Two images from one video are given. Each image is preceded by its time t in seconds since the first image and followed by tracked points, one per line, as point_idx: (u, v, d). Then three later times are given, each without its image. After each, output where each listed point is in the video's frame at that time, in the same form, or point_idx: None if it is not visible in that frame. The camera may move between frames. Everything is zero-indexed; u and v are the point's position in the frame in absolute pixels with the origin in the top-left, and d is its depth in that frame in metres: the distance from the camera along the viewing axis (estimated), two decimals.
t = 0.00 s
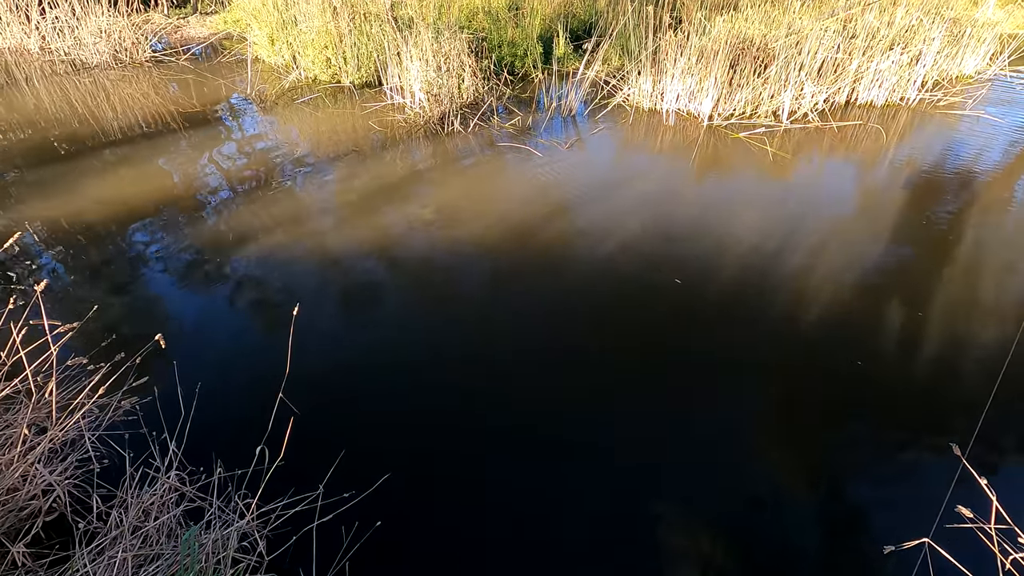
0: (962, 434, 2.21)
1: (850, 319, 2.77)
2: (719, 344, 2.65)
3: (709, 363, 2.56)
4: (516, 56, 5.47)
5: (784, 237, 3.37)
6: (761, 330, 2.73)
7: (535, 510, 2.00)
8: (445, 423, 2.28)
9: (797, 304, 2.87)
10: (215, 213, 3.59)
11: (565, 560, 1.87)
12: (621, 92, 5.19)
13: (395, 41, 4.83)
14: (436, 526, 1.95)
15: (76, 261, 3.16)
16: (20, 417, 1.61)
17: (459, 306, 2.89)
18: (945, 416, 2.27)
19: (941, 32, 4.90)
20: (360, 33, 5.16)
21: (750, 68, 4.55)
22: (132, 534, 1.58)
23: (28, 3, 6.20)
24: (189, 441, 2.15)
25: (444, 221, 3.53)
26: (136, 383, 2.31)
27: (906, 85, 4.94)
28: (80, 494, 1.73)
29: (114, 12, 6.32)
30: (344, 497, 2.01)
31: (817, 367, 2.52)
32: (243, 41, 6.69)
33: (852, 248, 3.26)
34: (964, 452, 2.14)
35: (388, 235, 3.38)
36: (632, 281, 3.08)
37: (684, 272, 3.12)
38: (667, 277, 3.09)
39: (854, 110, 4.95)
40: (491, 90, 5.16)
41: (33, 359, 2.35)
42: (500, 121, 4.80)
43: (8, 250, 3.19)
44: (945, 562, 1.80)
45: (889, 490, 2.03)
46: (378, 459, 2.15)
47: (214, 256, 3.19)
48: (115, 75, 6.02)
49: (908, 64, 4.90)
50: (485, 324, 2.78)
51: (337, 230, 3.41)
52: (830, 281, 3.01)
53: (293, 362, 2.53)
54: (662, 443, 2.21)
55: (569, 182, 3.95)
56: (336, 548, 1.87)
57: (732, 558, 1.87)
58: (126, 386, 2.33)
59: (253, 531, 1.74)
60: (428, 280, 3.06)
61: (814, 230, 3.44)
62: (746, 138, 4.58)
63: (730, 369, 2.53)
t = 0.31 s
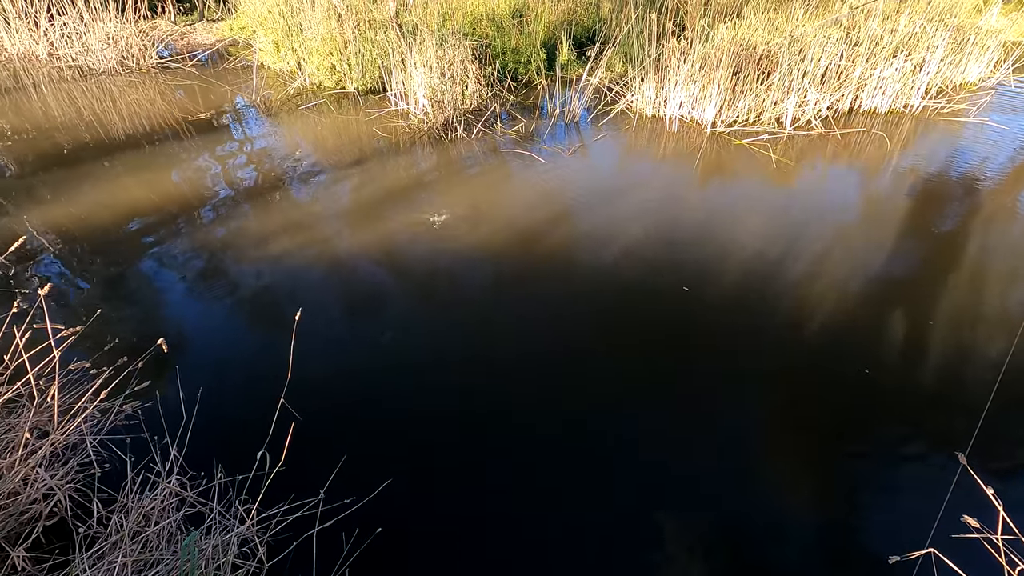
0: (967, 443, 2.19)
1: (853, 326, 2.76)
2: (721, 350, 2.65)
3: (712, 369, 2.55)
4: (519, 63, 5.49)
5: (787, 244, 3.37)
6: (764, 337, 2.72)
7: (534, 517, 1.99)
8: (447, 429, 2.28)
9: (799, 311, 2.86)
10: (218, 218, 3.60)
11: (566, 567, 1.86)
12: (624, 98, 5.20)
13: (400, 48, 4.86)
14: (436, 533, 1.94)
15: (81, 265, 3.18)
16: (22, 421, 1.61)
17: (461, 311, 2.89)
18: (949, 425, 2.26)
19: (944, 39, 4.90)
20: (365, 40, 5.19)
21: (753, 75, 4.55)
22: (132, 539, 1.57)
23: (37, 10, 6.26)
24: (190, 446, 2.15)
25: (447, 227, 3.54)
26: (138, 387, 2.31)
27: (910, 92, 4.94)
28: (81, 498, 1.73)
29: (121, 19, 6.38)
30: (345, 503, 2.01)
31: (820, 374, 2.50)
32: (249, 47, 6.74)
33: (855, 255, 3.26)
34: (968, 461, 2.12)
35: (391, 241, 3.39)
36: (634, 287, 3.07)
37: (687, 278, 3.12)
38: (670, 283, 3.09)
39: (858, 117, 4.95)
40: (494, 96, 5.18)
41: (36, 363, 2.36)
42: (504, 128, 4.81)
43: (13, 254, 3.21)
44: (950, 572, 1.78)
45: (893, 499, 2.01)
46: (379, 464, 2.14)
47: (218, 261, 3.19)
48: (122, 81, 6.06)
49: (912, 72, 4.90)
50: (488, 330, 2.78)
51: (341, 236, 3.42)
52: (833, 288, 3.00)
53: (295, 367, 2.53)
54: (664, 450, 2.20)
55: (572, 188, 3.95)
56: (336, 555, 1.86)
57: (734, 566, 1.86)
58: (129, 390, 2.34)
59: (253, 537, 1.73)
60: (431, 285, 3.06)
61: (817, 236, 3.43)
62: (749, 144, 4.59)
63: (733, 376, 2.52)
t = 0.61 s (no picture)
0: (976, 454, 2.17)
1: (860, 335, 2.74)
2: (727, 358, 2.63)
3: (718, 377, 2.54)
4: (525, 71, 5.51)
5: (793, 252, 3.36)
6: (770, 345, 2.71)
7: (538, 526, 1.98)
8: (451, 436, 2.27)
9: (805, 319, 2.85)
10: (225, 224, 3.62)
11: None
12: (629, 107, 5.21)
13: (406, 57, 4.90)
14: (440, 540, 1.93)
15: (89, 270, 3.20)
16: (28, 425, 1.61)
17: (465, 318, 2.89)
18: (958, 435, 2.24)
19: (950, 49, 4.89)
20: (372, 48, 5.23)
21: (758, 84, 4.56)
22: (135, 545, 1.57)
23: (50, 19, 6.35)
24: (194, 451, 2.16)
25: (452, 234, 3.55)
26: (143, 392, 2.32)
27: (916, 101, 4.93)
28: (86, 503, 1.73)
29: (132, 27, 6.45)
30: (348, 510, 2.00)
31: (827, 383, 2.49)
32: (257, 56, 6.81)
33: (861, 264, 3.24)
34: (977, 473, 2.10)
35: (396, 247, 3.40)
36: (639, 295, 3.07)
37: (693, 286, 3.11)
38: (675, 291, 3.08)
39: (864, 127, 4.94)
40: (500, 104, 5.21)
41: (43, 368, 2.37)
42: (509, 136, 4.83)
43: (21, 259, 3.24)
44: None
45: (901, 510, 1.99)
46: (383, 471, 2.14)
47: (224, 267, 3.21)
48: (131, 88, 6.12)
49: (918, 82, 4.89)
50: (492, 337, 2.78)
51: (346, 242, 3.43)
52: (839, 297, 2.99)
53: (300, 372, 2.54)
54: (669, 459, 2.19)
55: (577, 196, 3.96)
56: (339, 562, 1.85)
57: None
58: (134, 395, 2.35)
59: (256, 543, 1.72)
60: (436, 292, 3.07)
61: (823, 245, 3.42)
62: (754, 153, 4.58)
63: (739, 384, 2.50)
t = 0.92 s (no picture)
0: (983, 467, 2.15)
1: (866, 346, 2.73)
2: (731, 369, 2.63)
3: (722, 388, 2.53)
4: (530, 83, 5.57)
5: (797, 264, 3.36)
6: (775, 356, 2.70)
7: (541, 537, 1.97)
8: (454, 446, 2.28)
9: (811, 331, 2.84)
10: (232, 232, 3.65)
11: None
12: (634, 118, 5.24)
13: (413, 69, 4.96)
14: (443, 550, 1.93)
15: (97, 278, 3.23)
16: (36, 431, 1.63)
17: (471, 328, 2.90)
18: (965, 448, 2.22)
19: (955, 62, 4.91)
20: (379, 60, 5.29)
21: (762, 96, 4.59)
22: (139, 551, 1.57)
23: (63, 31, 6.45)
24: (198, 458, 2.17)
25: (457, 243, 3.56)
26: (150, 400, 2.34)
27: (920, 113, 4.94)
28: (91, 509, 1.74)
29: (144, 39, 6.55)
30: (352, 519, 2.00)
31: (832, 394, 2.48)
32: (266, 67, 6.90)
33: (867, 275, 3.24)
34: (984, 487, 2.09)
35: (402, 257, 3.42)
36: (645, 305, 3.07)
37: (697, 297, 3.11)
38: (682, 302, 3.08)
39: (869, 138, 4.94)
40: (505, 115, 5.25)
41: (51, 375, 2.39)
42: (514, 146, 4.86)
43: (31, 265, 3.27)
44: None
45: (908, 523, 1.97)
46: (387, 480, 2.14)
47: (231, 275, 3.23)
48: (142, 99, 6.20)
49: (922, 94, 4.91)
50: (496, 347, 2.79)
51: (352, 251, 3.45)
52: (844, 309, 2.98)
53: (304, 381, 2.54)
54: (673, 470, 2.18)
55: (581, 207, 3.97)
56: (342, 571, 1.86)
57: None
58: (141, 402, 2.37)
59: (259, 551, 1.73)
60: (440, 301, 3.08)
61: (828, 257, 3.42)
62: (759, 164, 4.59)
63: (744, 396, 2.49)
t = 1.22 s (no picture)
0: (987, 477, 2.15)
1: (869, 356, 2.74)
2: (734, 377, 2.64)
3: (724, 397, 2.54)
4: (534, 92, 5.62)
5: (800, 273, 3.37)
6: (778, 365, 2.71)
7: (544, 545, 1.97)
8: (458, 453, 2.29)
9: (814, 340, 2.85)
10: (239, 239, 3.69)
11: None
12: (637, 127, 5.27)
13: (419, 78, 5.01)
14: (446, 557, 1.94)
15: (106, 284, 3.27)
16: (46, 436, 1.65)
17: (475, 335, 2.92)
18: (969, 458, 2.22)
19: (957, 72, 4.93)
20: (385, 69, 5.34)
21: (765, 106, 4.62)
22: (145, 555, 1.59)
23: (74, 39, 6.54)
24: (204, 463, 2.19)
25: (462, 251, 3.59)
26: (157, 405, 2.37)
27: (924, 123, 4.96)
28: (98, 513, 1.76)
29: (153, 48, 6.64)
30: (355, 525, 2.02)
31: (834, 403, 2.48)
32: (273, 76, 6.98)
33: (870, 285, 3.24)
34: (987, 497, 2.09)
35: (407, 265, 3.45)
36: (648, 313, 3.08)
37: (700, 306, 3.12)
38: (684, 310, 3.10)
39: (872, 147, 4.96)
40: (509, 124, 5.29)
41: (60, 380, 2.42)
42: (518, 155, 4.90)
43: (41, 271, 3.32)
44: None
45: (911, 533, 1.98)
46: (391, 487, 2.15)
47: (237, 282, 3.26)
48: (151, 107, 6.28)
49: (925, 103, 4.93)
50: (501, 354, 2.80)
51: (358, 259, 3.48)
52: (847, 318, 2.99)
53: (309, 387, 2.56)
54: (675, 478, 2.18)
55: (585, 215, 4.00)
56: None
57: None
58: (148, 408, 2.39)
59: (263, 557, 1.74)
60: (445, 309, 3.10)
61: (831, 266, 3.43)
62: (762, 173, 4.61)
63: (746, 404, 2.50)
